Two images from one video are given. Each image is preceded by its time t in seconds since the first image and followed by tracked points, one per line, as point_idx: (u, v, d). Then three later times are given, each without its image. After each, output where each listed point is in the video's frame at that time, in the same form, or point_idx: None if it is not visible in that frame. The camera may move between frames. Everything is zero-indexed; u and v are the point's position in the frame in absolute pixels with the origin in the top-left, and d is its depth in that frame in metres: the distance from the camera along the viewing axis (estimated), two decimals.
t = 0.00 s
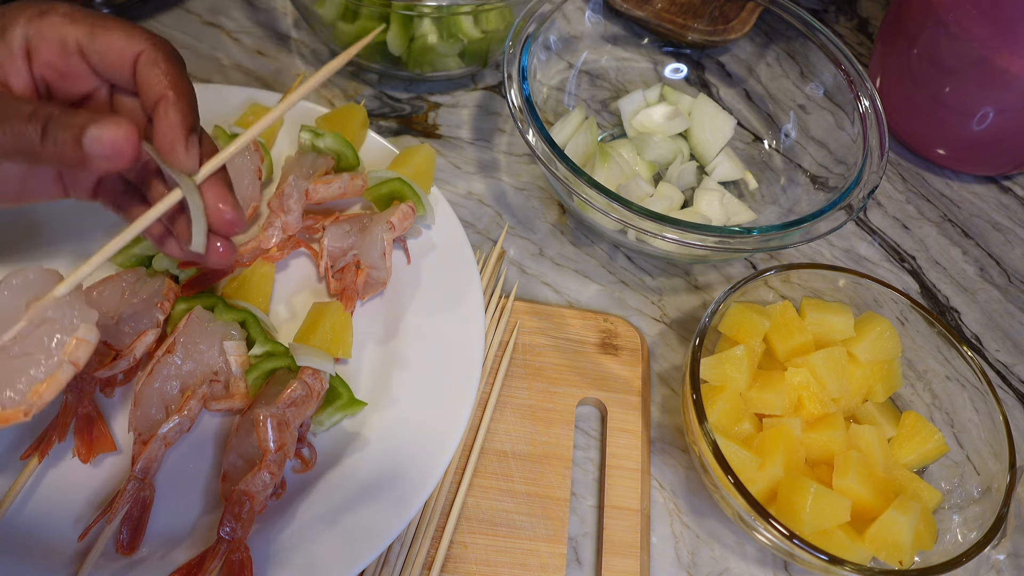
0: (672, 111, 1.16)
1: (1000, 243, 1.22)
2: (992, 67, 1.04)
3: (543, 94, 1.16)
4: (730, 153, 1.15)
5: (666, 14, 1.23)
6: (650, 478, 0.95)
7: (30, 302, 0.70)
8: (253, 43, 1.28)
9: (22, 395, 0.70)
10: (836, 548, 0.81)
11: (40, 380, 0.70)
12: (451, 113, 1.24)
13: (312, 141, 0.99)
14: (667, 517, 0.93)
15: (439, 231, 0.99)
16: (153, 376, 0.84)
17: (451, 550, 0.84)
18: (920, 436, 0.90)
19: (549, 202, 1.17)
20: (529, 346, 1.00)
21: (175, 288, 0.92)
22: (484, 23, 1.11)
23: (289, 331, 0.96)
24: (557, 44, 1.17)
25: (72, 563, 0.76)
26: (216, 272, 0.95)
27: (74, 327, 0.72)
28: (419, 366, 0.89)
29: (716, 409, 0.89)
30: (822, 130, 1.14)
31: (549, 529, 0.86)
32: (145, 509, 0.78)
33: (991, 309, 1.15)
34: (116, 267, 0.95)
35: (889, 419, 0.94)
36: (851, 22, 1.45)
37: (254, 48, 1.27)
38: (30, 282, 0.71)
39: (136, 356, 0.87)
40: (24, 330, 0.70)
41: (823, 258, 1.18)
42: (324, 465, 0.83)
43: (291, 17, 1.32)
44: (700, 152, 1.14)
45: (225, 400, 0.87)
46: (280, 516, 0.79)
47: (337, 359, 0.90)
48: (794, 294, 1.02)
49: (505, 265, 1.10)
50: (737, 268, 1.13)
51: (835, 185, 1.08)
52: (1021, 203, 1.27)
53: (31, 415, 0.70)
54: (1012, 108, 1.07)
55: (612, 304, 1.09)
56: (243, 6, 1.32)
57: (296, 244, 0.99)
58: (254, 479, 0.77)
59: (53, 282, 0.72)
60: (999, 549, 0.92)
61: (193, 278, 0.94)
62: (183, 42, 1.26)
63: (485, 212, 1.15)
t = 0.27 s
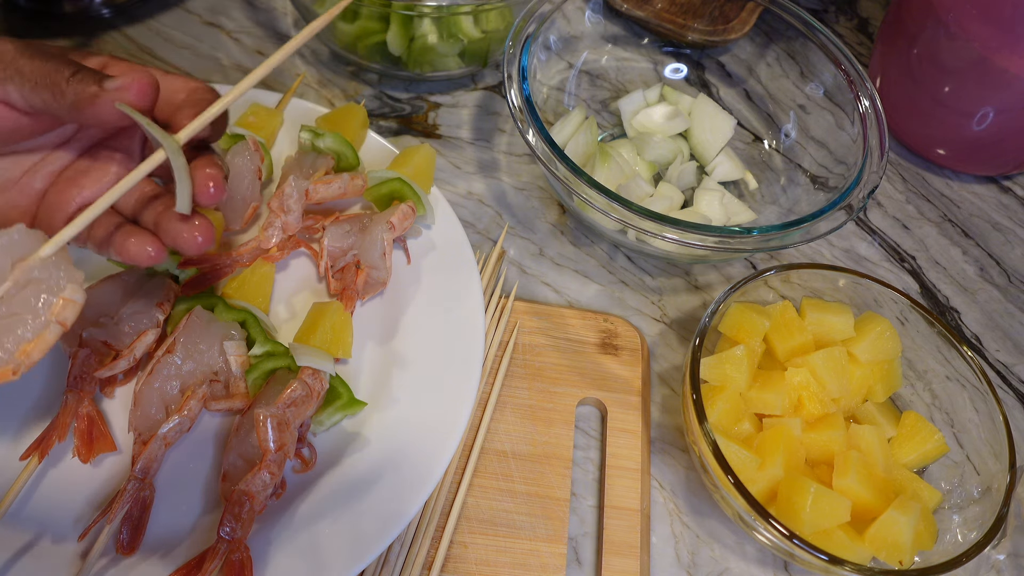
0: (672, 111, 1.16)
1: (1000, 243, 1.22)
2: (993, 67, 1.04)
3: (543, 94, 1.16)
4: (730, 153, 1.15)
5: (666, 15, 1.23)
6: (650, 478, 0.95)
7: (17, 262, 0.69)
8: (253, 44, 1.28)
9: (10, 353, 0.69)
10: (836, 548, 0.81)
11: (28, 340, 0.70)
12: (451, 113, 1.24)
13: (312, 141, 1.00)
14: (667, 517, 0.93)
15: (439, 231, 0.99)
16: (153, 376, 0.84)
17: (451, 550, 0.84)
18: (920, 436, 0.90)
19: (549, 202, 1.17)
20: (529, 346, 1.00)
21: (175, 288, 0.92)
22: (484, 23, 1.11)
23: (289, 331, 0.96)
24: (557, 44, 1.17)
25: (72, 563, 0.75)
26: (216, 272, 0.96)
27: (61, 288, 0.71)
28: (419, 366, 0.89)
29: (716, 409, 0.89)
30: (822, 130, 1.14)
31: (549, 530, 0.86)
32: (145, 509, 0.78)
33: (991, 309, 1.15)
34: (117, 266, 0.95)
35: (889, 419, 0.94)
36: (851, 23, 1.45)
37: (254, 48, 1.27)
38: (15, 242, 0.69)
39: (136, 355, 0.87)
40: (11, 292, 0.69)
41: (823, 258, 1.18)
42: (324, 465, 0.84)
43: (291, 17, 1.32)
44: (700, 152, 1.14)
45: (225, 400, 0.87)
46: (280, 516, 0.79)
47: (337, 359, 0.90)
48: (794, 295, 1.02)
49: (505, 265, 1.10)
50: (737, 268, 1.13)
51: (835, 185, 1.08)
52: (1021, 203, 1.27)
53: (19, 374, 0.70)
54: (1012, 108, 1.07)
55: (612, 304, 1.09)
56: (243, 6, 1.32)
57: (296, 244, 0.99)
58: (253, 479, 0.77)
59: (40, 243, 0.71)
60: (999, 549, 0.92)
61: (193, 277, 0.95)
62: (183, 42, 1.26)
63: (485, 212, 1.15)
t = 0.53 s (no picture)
0: (672, 111, 1.16)
1: (1000, 243, 1.22)
2: (993, 67, 1.04)
3: (543, 94, 1.16)
4: (730, 153, 1.15)
5: (666, 15, 1.23)
6: (650, 478, 0.95)
7: None
8: (253, 44, 1.28)
9: None
10: (836, 548, 0.81)
11: (5, 321, 0.70)
12: (451, 113, 1.24)
13: (312, 141, 1.00)
14: (667, 517, 0.93)
15: (439, 231, 0.99)
16: (153, 376, 0.84)
17: (451, 550, 0.84)
18: (920, 436, 0.90)
19: (549, 202, 1.17)
20: (529, 345, 1.00)
21: (175, 288, 0.92)
22: (484, 23, 1.11)
23: (289, 331, 0.96)
24: (557, 44, 1.17)
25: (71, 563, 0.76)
26: (216, 272, 0.95)
27: (38, 267, 0.71)
28: (419, 366, 0.89)
29: (716, 409, 0.89)
30: (822, 130, 1.14)
31: (549, 530, 0.86)
32: (144, 509, 0.78)
33: (991, 309, 1.15)
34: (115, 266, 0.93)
35: (889, 419, 0.94)
36: (851, 23, 1.45)
37: (254, 48, 1.27)
38: None
39: (136, 355, 0.87)
40: None
41: (823, 258, 1.18)
42: (324, 465, 0.83)
43: (291, 17, 1.32)
44: (700, 152, 1.14)
45: (225, 400, 0.87)
46: (280, 516, 0.79)
47: (337, 359, 0.90)
48: (794, 294, 1.02)
49: (505, 265, 1.09)
50: (737, 268, 1.13)
51: (835, 185, 1.08)
52: (1021, 203, 1.27)
53: None
54: (1012, 108, 1.07)
55: (612, 304, 1.09)
56: (243, 6, 1.32)
57: (296, 244, 0.99)
58: (253, 479, 0.77)
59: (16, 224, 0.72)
60: (999, 549, 0.92)
61: (194, 277, 0.94)
62: (183, 42, 1.26)
63: (485, 212, 1.15)
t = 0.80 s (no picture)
0: (672, 111, 1.16)
1: (1000, 243, 1.22)
2: (993, 67, 1.04)
3: (543, 94, 1.16)
4: (730, 153, 1.15)
5: (666, 15, 1.23)
6: (650, 478, 0.95)
7: None
8: (253, 44, 1.28)
9: None
10: (836, 549, 0.81)
11: None
12: (451, 113, 1.24)
13: (312, 141, 1.00)
14: (667, 517, 0.93)
15: (439, 231, 0.99)
16: (153, 376, 0.84)
17: (451, 550, 0.84)
18: (920, 436, 0.90)
19: (549, 202, 1.17)
20: (529, 345, 1.00)
21: (175, 288, 0.93)
22: (484, 23, 1.11)
23: (289, 331, 0.96)
24: (557, 44, 1.17)
25: (72, 563, 0.76)
26: (216, 272, 0.94)
27: (29, 251, 0.71)
28: (419, 366, 0.89)
29: (716, 409, 0.89)
30: (822, 130, 1.14)
31: (549, 530, 0.86)
32: (145, 509, 0.78)
33: (991, 309, 1.15)
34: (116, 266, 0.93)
35: (889, 419, 0.94)
36: (851, 23, 1.45)
37: (254, 48, 1.27)
38: None
39: (136, 355, 0.87)
40: None
41: (823, 258, 1.18)
42: (324, 465, 0.83)
43: (291, 17, 1.32)
44: (700, 152, 1.14)
45: (225, 400, 0.87)
46: (279, 517, 0.79)
47: (337, 359, 0.90)
48: (794, 294, 1.02)
49: (505, 265, 1.09)
50: (737, 268, 1.13)
51: (835, 185, 1.08)
52: (1021, 203, 1.27)
53: None
54: (1012, 108, 1.07)
55: (612, 304, 1.09)
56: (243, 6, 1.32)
57: (296, 244, 0.99)
58: (253, 479, 0.77)
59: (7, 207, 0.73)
60: (999, 549, 0.93)
61: (194, 277, 0.93)
62: (183, 42, 1.26)
63: (485, 212, 1.15)
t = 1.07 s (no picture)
0: (672, 111, 1.16)
1: (1000, 243, 1.22)
2: (993, 67, 1.04)
3: (543, 94, 1.16)
4: (730, 153, 1.15)
5: (666, 14, 1.23)
6: (650, 478, 0.95)
7: None
8: (253, 44, 1.28)
9: None
10: (836, 548, 0.81)
11: None
12: (451, 113, 1.24)
13: (312, 141, 1.00)
14: (667, 517, 0.93)
15: (439, 232, 0.99)
16: (153, 376, 0.84)
17: (451, 550, 0.84)
18: (920, 436, 0.90)
19: (549, 202, 1.17)
20: (529, 345, 1.00)
21: (175, 288, 0.92)
22: (484, 23, 1.11)
23: (289, 331, 0.95)
24: (557, 44, 1.17)
25: (73, 563, 0.76)
26: (216, 272, 0.94)
27: None
28: (419, 366, 0.89)
29: (716, 409, 0.89)
30: (822, 130, 1.14)
31: (549, 530, 0.86)
32: (145, 509, 0.78)
33: (991, 309, 1.15)
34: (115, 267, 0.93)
35: (889, 419, 0.94)
36: (851, 22, 1.45)
37: (254, 48, 1.27)
38: None
39: (136, 355, 0.87)
40: None
41: (823, 258, 1.18)
42: (324, 465, 0.83)
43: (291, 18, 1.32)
44: (700, 152, 1.14)
45: (225, 400, 0.87)
46: (279, 517, 0.79)
47: (337, 359, 0.90)
48: (794, 294, 1.02)
49: (505, 265, 1.09)
50: (737, 268, 1.13)
51: (835, 185, 1.08)
52: (1021, 203, 1.27)
53: None
54: (1013, 108, 1.07)
55: (612, 304, 1.09)
56: (243, 6, 1.32)
57: (296, 243, 0.99)
58: (253, 479, 0.77)
59: None
60: (999, 548, 0.92)
61: (194, 277, 0.92)
62: (183, 42, 1.26)
63: (485, 212, 1.14)
